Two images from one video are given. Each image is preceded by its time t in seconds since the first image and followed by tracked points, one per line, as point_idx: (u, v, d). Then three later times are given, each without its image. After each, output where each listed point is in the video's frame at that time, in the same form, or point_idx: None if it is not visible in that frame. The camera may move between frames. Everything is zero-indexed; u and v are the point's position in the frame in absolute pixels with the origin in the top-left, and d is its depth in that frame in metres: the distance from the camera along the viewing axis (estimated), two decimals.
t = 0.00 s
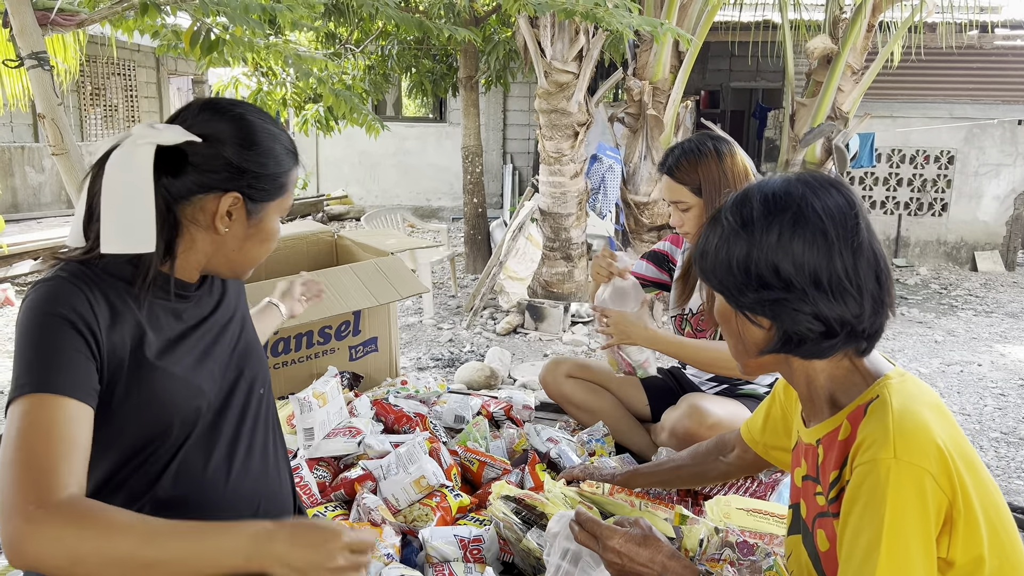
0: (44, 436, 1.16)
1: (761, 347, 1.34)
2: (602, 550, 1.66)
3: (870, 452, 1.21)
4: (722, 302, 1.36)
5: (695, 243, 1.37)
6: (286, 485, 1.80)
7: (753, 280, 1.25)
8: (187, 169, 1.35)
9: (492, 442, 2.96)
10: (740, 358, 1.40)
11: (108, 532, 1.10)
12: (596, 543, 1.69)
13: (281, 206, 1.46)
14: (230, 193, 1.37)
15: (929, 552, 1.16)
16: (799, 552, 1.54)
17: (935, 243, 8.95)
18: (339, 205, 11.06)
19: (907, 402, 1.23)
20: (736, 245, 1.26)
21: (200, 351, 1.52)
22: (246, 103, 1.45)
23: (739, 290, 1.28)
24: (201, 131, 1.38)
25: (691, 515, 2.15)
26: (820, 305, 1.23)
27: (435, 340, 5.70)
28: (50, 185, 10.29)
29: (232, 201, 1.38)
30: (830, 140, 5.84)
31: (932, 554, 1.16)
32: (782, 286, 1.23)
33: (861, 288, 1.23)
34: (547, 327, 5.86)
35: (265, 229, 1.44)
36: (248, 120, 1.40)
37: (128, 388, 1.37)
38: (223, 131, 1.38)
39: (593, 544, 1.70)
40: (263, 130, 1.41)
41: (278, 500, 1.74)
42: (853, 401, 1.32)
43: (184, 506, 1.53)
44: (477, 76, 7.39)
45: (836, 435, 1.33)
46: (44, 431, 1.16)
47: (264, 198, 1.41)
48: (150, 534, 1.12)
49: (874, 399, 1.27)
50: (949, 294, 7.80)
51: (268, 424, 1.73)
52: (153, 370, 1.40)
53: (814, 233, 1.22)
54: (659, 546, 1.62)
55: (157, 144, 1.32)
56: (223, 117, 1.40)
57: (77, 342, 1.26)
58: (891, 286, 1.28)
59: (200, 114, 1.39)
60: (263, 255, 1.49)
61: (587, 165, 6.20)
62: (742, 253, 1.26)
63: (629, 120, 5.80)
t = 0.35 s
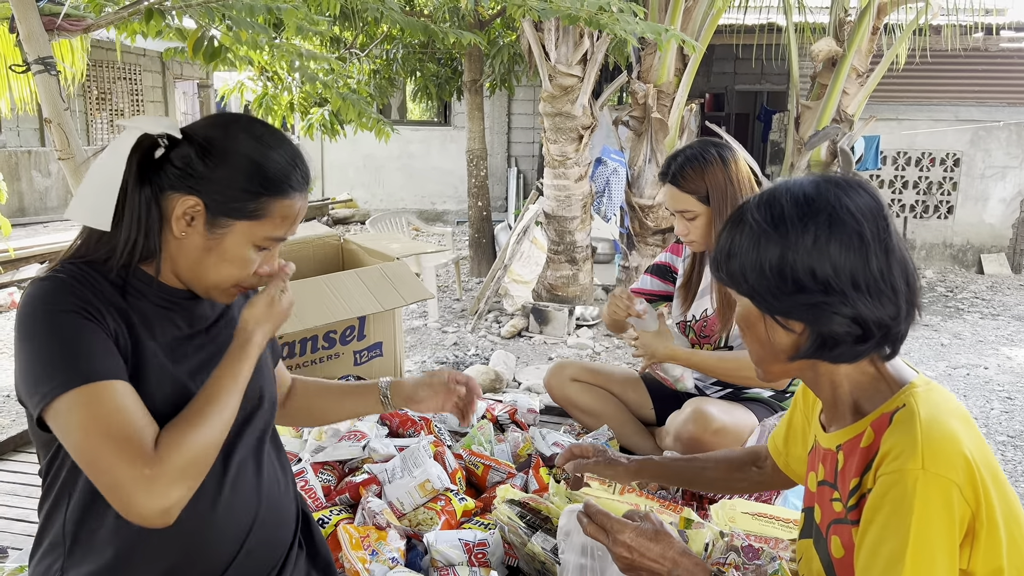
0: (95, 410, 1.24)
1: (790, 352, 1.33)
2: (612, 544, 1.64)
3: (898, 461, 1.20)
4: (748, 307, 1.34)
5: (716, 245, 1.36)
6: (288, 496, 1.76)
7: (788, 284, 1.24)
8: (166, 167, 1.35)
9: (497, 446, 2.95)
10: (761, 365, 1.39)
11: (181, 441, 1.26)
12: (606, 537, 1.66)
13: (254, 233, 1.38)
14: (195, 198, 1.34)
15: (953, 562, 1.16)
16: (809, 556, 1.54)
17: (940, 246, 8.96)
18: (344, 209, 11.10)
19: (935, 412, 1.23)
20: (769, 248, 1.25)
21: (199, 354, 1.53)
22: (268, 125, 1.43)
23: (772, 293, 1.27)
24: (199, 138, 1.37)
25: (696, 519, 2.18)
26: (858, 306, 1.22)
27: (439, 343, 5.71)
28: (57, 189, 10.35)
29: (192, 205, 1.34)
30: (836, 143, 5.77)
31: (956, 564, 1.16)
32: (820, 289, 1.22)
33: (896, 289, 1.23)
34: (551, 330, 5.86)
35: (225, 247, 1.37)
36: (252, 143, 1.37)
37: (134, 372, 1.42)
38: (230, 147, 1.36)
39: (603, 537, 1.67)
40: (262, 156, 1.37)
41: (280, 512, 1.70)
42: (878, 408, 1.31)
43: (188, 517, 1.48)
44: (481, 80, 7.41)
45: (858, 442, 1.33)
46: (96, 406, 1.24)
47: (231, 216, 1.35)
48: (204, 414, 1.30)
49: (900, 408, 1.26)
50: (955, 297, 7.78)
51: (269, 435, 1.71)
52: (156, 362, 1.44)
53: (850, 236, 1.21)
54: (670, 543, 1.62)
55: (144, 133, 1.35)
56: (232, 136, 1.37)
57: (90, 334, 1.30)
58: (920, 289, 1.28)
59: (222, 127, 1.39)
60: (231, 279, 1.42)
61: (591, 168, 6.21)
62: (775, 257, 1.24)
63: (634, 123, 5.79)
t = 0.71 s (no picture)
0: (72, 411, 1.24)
1: (800, 357, 1.33)
2: (617, 545, 1.65)
3: (911, 469, 1.19)
4: (758, 311, 1.33)
5: (725, 247, 1.35)
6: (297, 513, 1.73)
7: (800, 290, 1.24)
8: (184, 178, 1.36)
9: (499, 450, 2.93)
10: (770, 368, 1.39)
11: (149, 452, 1.23)
12: (610, 539, 1.67)
13: (263, 252, 1.37)
14: (206, 211, 1.34)
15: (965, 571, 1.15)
16: (813, 560, 1.53)
17: (943, 248, 8.95)
18: (346, 213, 11.11)
19: (949, 419, 1.22)
20: (781, 254, 1.24)
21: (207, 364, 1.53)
22: (292, 143, 1.42)
23: (783, 299, 1.26)
24: (219, 151, 1.37)
25: (699, 523, 2.17)
26: (870, 312, 1.22)
27: (442, 347, 5.71)
28: (59, 194, 10.36)
29: (203, 217, 1.33)
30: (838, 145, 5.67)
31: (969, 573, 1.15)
32: (832, 295, 1.22)
33: (907, 294, 1.23)
34: (554, 333, 5.85)
35: (233, 261, 1.37)
36: (272, 161, 1.37)
37: (130, 379, 1.40)
38: (249, 163, 1.35)
39: (608, 539, 1.67)
40: (280, 176, 1.36)
41: (284, 527, 1.66)
42: (888, 415, 1.31)
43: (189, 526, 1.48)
44: (483, 83, 7.41)
45: (869, 448, 1.32)
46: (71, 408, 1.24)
47: (240, 233, 1.34)
48: (173, 423, 1.27)
49: (912, 415, 1.26)
50: (959, 299, 7.77)
51: (269, 446, 1.69)
52: (152, 368, 1.42)
53: (863, 242, 1.21)
54: (676, 544, 1.62)
55: (168, 140, 1.38)
56: (253, 151, 1.37)
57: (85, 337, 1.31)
58: (932, 294, 1.28)
59: (249, 143, 1.38)
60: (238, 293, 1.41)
61: (593, 171, 6.21)
62: (787, 263, 1.24)
63: (636, 126, 5.78)
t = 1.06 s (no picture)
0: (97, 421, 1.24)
1: (794, 360, 1.33)
2: (618, 543, 1.65)
3: (911, 472, 1.19)
4: (753, 314, 1.34)
5: (722, 249, 1.35)
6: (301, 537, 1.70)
7: (792, 295, 1.24)
8: (205, 186, 1.36)
9: (499, 452, 2.93)
10: (768, 371, 1.39)
11: (176, 466, 1.24)
12: (611, 535, 1.66)
13: (288, 254, 1.37)
14: (231, 217, 1.34)
15: None
16: (812, 561, 1.53)
17: (943, 248, 8.95)
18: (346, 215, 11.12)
19: (949, 422, 1.21)
20: (773, 258, 1.24)
21: (228, 377, 1.54)
22: (311, 143, 1.41)
23: (775, 303, 1.26)
24: (239, 156, 1.36)
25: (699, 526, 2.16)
26: (861, 318, 1.21)
27: (442, 349, 5.71)
28: (58, 198, 10.36)
29: (227, 224, 1.34)
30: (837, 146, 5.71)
31: None
32: (824, 300, 1.22)
33: (902, 299, 1.22)
34: (554, 335, 5.85)
35: (259, 266, 1.37)
36: (293, 162, 1.36)
37: (153, 388, 1.41)
38: (270, 167, 1.35)
39: (609, 536, 1.67)
40: (301, 177, 1.35)
41: (290, 542, 1.64)
42: (888, 418, 1.31)
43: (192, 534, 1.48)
44: (483, 85, 7.42)
45: (869, 450, 1.32)
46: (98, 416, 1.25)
47: (266, 237, 1.34)
48: (203, 439, 1.27)
49: (913, 418, 1.25)
50: (959, 300, 7.76)
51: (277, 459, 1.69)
52: (173, 382, 1.43)
53: (857, 246, 1.20)
54: (676, 542, 1.61)
55: (185, 148, 1.37)
56: (274, 155, 1.36)
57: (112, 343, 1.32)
58: (931, 299, 1.27)
59: (268, 145, 1.37)
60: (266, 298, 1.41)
61: (593, 172, 6.21)
62: (779, 268, 1.24)
63: (635, 128, 5.78)
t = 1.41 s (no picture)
0: (52, 444, 1.28)
1: (791, 357, 1.33)
2: (617, 542, 1.65)
3: (908, 466, 1.19)
4: (751, 309, 1.35)
5: (720, 247, 1.36)
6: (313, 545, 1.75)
7: (787, 291, 1.24)
8: (254, 199, 1.42)
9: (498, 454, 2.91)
10: (766, 368, 1.39)
11: (62, 528, 1.23)
12: (611, 535, 1.66)
13: (341, 259, 1.44)
14: (284, 227, 1.41)
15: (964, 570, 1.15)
16: (811, 559, 1.54)
17: (942, 248, 8.95)
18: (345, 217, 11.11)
19: (946, 416, 1.22)
20: (770, 254, 1.25)
21: (258, 391, 1.58)
22: (350, 150, 1.49)
23: (771, 299, 1.27)
24: (285, 168, 1.44)
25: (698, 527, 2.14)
26: (856, 315, 1.22)
27: (441, 351, 5.71)
28: (57, 201, 10.35)
29: (282, 234, 1.41)
30: (836, 147, 5.73)
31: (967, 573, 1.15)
32: (818, 296, 1.22)
33: (897, 298, 1.22)
34: (553, 337, 5.86)
35: (315, 273, 1.44)
36: (339, 170, 1.44)
37: (174, 401, 1.46)
38: (317, 176, 1.43)
39: (609, 535, 1.67)
40: (348, 181, 1.43)
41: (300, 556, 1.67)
42: (884, 414, 1.31)
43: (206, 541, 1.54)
44: (481, 87, 7.42)
45: (866, 446, 1.33)
46: (51, 439, 1.28)
47: (320, 244, 1.42)
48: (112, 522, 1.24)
49: (910, 412, 1.26)
50: (958, 300, 7.77)
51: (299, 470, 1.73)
52: (194, 401, 1.47)
53: (853, 243, 1.20)
54: (676, 541, 1.63)
55: (230, 164, 1.42)
56: (320, 163, 1.44)
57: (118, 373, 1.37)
58: (926, 299, 1.27)
59: (308, 154, 1.45)
60: (321, 304, 1.48)
61: (591, 174, 6.21)
62: (775, 264, 1.25)
63: (634, 129, 5.78)
